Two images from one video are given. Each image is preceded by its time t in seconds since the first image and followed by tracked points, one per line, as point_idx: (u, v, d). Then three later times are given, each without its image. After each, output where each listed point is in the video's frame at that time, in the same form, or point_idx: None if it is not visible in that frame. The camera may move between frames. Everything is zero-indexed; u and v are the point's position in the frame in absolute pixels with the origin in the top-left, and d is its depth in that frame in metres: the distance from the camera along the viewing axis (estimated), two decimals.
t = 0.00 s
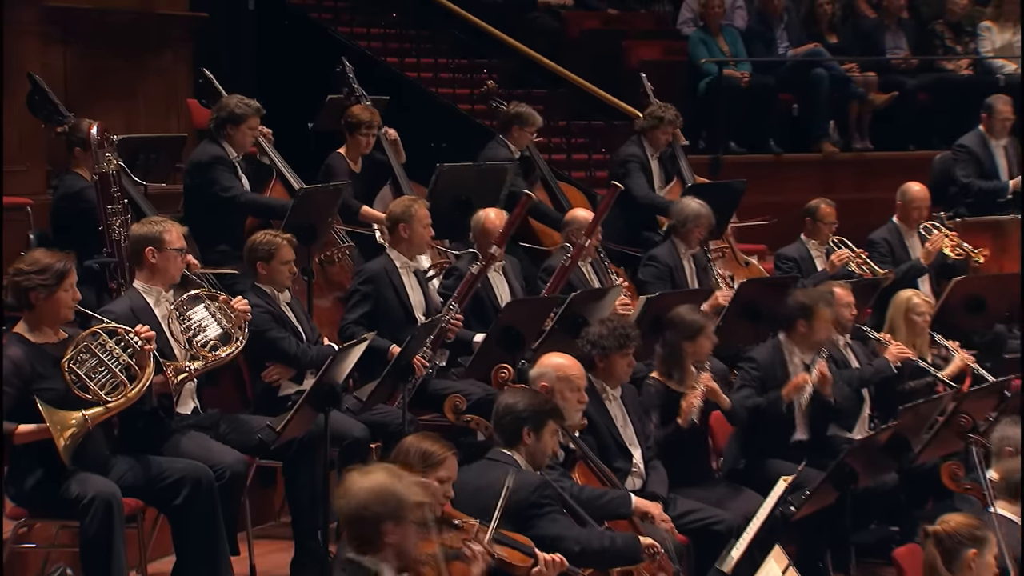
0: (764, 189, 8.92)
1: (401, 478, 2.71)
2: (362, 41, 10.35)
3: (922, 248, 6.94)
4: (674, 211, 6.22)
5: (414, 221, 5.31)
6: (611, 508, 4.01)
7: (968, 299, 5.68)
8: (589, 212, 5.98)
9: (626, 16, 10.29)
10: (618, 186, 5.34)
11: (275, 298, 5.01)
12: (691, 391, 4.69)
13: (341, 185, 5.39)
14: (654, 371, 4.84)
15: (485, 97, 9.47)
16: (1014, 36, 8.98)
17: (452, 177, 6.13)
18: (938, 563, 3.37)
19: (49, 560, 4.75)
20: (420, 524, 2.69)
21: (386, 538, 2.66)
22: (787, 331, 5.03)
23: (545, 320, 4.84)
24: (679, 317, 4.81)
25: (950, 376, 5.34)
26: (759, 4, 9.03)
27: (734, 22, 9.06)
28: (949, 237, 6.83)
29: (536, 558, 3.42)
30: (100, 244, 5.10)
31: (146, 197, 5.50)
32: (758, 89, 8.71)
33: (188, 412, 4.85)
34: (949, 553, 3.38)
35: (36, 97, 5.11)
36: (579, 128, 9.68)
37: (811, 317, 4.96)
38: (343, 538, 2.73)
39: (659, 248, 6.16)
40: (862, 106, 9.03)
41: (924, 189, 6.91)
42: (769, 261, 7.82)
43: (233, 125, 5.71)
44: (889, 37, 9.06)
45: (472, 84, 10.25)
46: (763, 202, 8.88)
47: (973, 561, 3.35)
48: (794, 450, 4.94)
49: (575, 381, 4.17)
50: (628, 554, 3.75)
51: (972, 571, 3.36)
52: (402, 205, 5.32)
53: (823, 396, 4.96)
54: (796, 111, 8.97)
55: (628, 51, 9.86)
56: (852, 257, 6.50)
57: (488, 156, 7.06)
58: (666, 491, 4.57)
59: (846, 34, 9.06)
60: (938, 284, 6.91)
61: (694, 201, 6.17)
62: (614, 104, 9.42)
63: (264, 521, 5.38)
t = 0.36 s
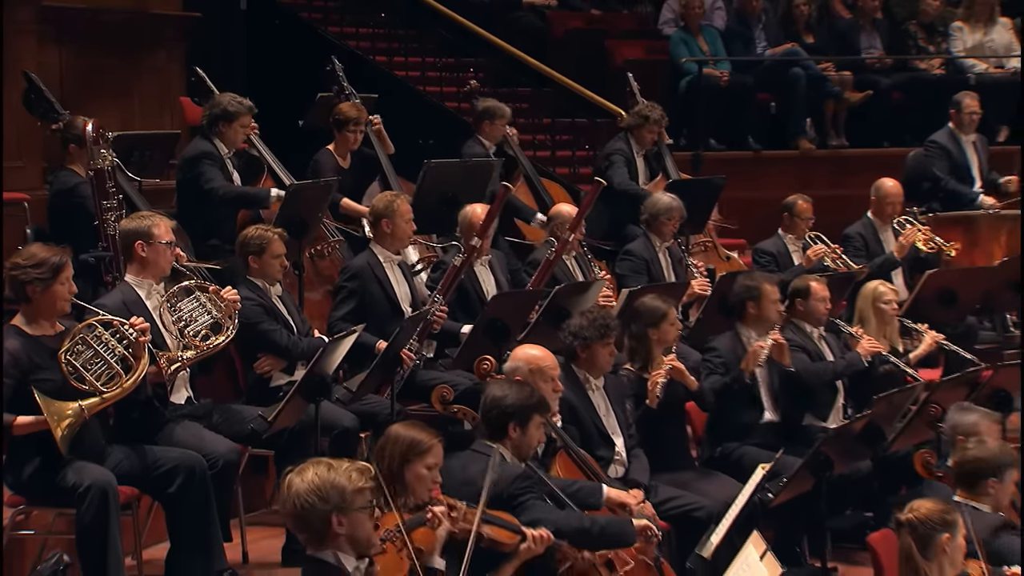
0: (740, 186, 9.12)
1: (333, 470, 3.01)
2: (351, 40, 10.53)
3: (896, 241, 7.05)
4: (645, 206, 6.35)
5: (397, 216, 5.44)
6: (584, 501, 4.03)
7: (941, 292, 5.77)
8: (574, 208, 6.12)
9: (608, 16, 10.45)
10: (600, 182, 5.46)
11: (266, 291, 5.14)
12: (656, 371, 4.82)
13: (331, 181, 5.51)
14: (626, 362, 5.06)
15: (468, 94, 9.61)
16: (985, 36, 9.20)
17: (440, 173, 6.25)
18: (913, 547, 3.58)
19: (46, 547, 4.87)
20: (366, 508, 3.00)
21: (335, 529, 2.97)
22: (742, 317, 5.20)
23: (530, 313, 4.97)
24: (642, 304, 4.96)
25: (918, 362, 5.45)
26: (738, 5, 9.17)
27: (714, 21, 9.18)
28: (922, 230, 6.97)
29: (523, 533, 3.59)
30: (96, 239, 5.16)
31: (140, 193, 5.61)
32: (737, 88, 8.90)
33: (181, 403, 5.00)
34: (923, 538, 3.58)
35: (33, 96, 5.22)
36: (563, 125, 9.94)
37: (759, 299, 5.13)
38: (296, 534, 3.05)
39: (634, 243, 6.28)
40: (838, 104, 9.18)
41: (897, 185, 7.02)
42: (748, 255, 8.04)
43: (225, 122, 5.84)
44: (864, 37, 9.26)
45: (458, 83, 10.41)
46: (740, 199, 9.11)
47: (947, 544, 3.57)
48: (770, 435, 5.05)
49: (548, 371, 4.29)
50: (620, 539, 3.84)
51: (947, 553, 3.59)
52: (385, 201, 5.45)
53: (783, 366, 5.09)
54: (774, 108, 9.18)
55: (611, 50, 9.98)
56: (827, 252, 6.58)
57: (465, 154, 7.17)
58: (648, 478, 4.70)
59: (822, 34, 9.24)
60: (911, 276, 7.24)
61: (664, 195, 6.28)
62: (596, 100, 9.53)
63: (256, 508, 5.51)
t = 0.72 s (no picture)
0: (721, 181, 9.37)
1: (337, 460, 3.03)
2: (342, 40, 10.71)
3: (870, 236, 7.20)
4: (625, 202, 6.49)
5: (384, 212, 5.57)
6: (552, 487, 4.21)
7: (914, 285, 5.92)
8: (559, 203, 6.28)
9: (592, 17, 10.63)
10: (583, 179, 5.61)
11: (258, 284, 5.28)
12: (635, 364, 4.98)
13: (322, 177, 5.65)
14: (608, 352, 5.22)
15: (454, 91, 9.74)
16: (955, 37, 9.33)
17: (428, 170, 6.38)
18: (886, 533, 3.72)
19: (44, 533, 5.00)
20: (363, 500, 3.02)
21: (333, 518, 2.99)
22: (713, 309, 5.39)
23: (516, 306, 5.11)
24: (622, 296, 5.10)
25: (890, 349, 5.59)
26: (718, 6, 9.35)
27: (694, 23, 9.35)
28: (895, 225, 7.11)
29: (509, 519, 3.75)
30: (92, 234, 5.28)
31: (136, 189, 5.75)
32: (716, 87, 9.06)
33: (178, 393, 5.11)
34: (896, 525, 3.72)
35: (31, 94, 5.33)
36: (548, 123, 10.11)
37: (727, 291, 5.32)
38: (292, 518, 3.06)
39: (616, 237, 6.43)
40: (814, 102, 9.38)
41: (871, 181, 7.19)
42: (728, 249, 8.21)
43: (217, 119, 5.98)
44: (839, 38, 9.46)
45: (446, 82, 10.60)
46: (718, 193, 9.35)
47: (919, 529, 3.71)
48: (744, 422, 5.26)
49: (531, 361, 4.43)
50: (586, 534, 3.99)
51: (919, 538, 3.74)
52: (372, 197, 5.59)
53: (751, 355, 5.28)
54: (752, 106, 9.39)
55: (594, 50, 10.10)
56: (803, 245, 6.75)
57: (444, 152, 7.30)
58: (630, 466, 4.85)
59: (799, 35, 9.42)
60: (885, 270, 7.33)
61: (644, 191, 6.43)
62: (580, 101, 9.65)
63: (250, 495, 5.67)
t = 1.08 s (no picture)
0: (702, 177, 9.51)
1: (337, 447, 3.10)
2: (332, 40, 10.93)
3: (845, 231, 7.38)
4: (610, 198, 6.65)
5: (377, 207, 5.71)
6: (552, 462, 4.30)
7: (887, 278, 6.09)
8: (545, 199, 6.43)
9: (576, 18, 10.67)
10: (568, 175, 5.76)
11: (252, 278, 5.41)
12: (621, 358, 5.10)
13: (314, 173, 5.78)
14: (592, 344, 5.37)
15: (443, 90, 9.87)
16: (928, 38, 9.73)
17: (418, 167, 6.53)
18: (864, 514, 3.78)
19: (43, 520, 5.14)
20: (361, 487, 3.10)
21: (331, 503, 3.06)
22: (692, 301, 5.55)
23: (502, 299, 5.29)
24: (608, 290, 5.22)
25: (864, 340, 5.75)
26: (699, 7, 9.52)
27: (675, 23, 9.57)
28: (869, 221, 7.32)
29: (495, 512, 3.76)
30: (90, 228, 5.45)
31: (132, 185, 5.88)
32: (696, 86, 9.30)
33: (173, 383, 5.28)
34: (875, 508, 3.78)
35: (31, 92, 5.45)
36: (533, 121, 10.26)
37: (710, 285, 5.49)
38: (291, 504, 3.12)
39: (600, 232, 6.59)
40: (791, 102, 9.55)
41: (847, 178, 7.35)
42: (707, 244, 8.39)
43: (209, 118, 6.03)
44: (816, 39, 9.61)
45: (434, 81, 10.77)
46: (701, 190, 9.49)
47: (896, 513, 3.78)
48: (722, 412, 5.43)
49: (517, 348, 4.59)
50: (583, 495, 4.02)
51: (897, 522, 3.81)
52: (365, 193, 5.72)
53: (727, 351, 5.45)
54: (731, 105, 9.56)
55: (578, 50, 10.24)
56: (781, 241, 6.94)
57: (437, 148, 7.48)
58: (613, 454, 5.00)
59: (777, 35, 9.60)
60: (860, 263, 7.60)
61: (630, 187, 6.58)
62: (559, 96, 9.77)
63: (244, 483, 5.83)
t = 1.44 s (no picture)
0: (683, 175, 9.75)
1: (334, 440, 3.25)
2: (324, 41, 11.12)
3: (822, 227, 7.51)
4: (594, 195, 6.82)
5: (375, 205, 5.84)
6: (553, 443, 4.53)
7: (862, 273, 6.24)
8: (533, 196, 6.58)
9: (561, 20, 10.86)
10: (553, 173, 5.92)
11: (245, 274, 5.55)
12: (607, 354, 5.26)
13: (307, 170, 5.92)
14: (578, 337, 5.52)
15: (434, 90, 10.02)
16: (901, 40, 9.92)
17: (407, 166, 6.73)
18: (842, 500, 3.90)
19: (42, 508, 5.28)
20: (355, 479, 3.25)
21: (327, 495, 3.21)
22: (679, 296, 5.68)
23: (489, 294, 5.44)
24: (598, 286, 5.35)
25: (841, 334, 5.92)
26: (681, 9, 9.69)
27: (656, 26, 9.74)
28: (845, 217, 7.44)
29: (478, 488, 3.84)
30: (88, 225, 5.60)
31: (129, 182, 6.00)
32: (678, 87, 9.44)
33: (168, 376, 5.44)
34: (852, 496, 3.90)
35: (29, 92, 5.56)
36: (519, 121, 10.43)
37: (698, 283, 5.62)
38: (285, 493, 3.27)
39: (584, 228, 6.75)
40: (770, 101, 9.75)
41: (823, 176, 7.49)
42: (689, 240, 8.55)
43: (204, 118, 6.12)
44: (793, 41, 9.82)
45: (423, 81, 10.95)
46: (682, 187, 9.74)
47: (872, 500, 3.90)
48: (704, 404, 5.59)
49: (509, 340, 4.73)
50: (579, 477, 4.29)
51: (874, 509, 3.92)
52: (364, 190, 5.85)
53: (709, 348, 5.60)
54: (712, 105, 9.76)
55: (563, 52, 10.47)
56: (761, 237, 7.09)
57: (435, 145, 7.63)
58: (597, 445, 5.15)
59: (756, 37, 9.78)
60: (836, 258, 7.72)
61: (612, 186, 6.75)
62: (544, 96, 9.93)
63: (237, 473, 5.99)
